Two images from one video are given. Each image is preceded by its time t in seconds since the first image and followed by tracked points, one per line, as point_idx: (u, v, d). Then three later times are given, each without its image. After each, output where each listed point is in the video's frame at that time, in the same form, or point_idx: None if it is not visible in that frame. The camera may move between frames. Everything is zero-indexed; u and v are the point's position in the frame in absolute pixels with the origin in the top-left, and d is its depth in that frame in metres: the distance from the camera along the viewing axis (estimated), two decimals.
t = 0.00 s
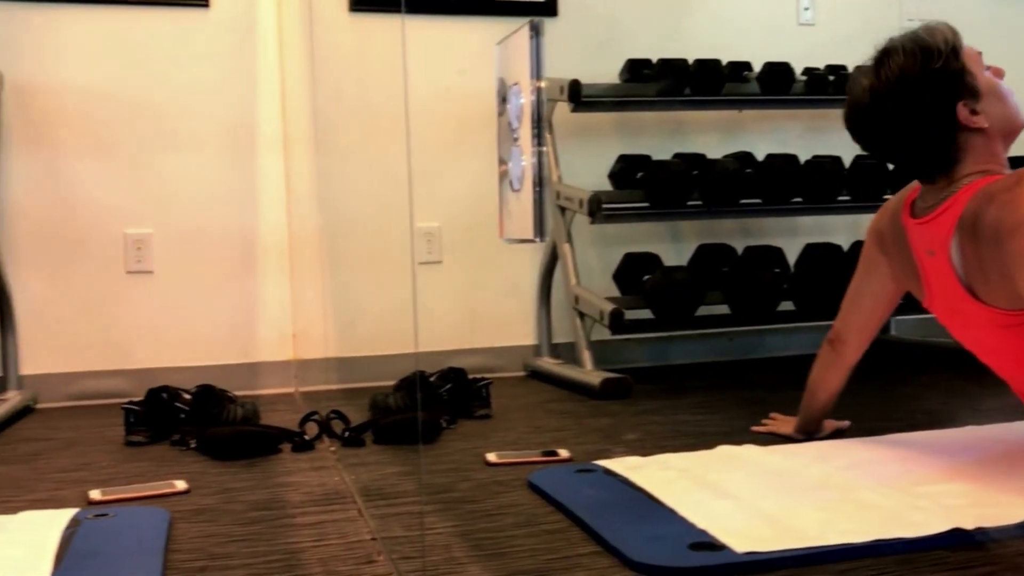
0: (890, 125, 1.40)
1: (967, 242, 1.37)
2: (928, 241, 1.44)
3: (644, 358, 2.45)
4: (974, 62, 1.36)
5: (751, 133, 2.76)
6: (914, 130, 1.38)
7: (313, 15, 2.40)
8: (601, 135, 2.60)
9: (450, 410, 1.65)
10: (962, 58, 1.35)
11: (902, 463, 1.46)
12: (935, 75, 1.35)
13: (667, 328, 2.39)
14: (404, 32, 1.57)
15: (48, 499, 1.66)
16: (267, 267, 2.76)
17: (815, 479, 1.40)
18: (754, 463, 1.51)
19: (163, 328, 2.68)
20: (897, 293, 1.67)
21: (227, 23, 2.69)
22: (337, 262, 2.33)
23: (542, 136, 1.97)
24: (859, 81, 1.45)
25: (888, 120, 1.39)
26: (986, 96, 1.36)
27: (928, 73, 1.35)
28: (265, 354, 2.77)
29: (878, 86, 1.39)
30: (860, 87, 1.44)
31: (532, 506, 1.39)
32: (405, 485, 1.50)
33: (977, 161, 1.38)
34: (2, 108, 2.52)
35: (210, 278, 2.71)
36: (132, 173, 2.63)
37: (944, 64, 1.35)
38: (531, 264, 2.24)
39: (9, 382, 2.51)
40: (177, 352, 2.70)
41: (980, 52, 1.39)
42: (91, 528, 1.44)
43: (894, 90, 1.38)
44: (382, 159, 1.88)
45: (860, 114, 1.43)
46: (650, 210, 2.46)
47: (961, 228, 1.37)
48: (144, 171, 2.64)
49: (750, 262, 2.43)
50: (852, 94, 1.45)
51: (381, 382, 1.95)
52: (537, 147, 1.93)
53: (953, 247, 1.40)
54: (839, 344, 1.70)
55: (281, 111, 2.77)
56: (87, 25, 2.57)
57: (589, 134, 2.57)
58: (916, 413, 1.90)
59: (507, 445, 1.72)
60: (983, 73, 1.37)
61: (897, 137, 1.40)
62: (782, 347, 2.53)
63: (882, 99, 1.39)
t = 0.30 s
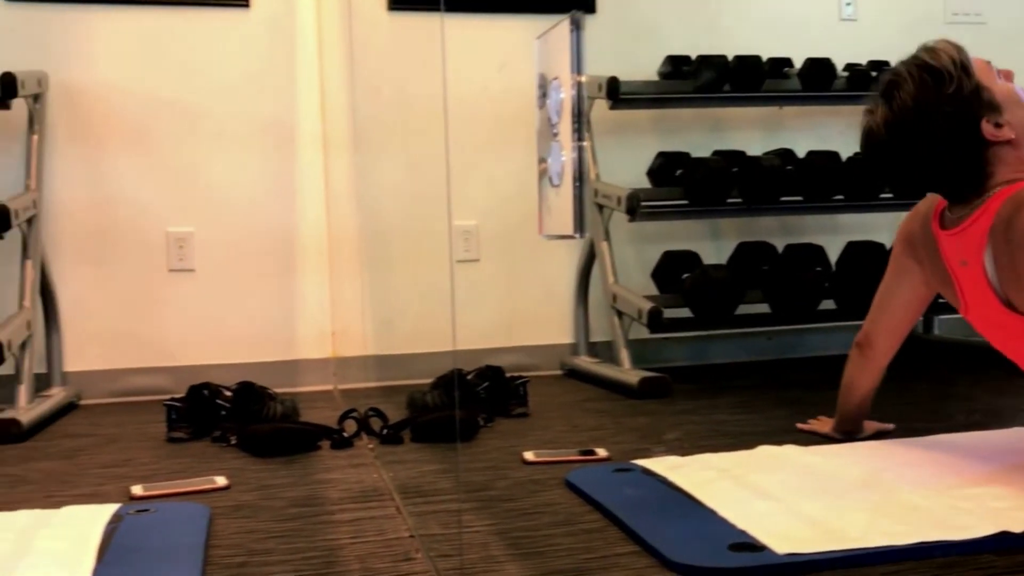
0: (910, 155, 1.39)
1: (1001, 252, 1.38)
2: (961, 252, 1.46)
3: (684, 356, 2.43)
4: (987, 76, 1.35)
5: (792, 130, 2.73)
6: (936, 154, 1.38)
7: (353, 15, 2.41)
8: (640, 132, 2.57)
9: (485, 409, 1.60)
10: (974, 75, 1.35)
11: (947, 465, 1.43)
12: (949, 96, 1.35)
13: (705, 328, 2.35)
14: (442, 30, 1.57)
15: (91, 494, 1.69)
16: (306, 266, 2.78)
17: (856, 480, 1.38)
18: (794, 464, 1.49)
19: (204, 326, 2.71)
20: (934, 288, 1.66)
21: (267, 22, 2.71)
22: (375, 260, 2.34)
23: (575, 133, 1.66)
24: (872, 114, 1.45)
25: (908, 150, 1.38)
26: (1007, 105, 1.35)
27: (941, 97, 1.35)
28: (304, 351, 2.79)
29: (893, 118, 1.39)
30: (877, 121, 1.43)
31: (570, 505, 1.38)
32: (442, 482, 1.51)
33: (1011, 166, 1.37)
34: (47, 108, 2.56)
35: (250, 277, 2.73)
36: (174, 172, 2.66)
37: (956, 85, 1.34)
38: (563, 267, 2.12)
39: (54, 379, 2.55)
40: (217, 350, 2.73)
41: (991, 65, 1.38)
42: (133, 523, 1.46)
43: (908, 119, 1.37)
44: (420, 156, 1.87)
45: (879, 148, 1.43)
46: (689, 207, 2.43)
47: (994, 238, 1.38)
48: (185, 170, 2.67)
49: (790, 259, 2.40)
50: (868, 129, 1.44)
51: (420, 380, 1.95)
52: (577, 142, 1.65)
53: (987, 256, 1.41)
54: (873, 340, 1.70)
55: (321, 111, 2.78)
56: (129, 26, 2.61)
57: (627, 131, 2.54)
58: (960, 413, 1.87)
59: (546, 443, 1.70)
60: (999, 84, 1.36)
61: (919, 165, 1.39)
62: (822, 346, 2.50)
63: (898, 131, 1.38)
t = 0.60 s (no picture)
0: (913, 210, 1.36)
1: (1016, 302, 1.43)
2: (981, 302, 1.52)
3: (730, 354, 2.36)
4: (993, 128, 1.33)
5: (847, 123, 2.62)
6: (939, 208, 1.35)
7: (397, 11, 2.40)
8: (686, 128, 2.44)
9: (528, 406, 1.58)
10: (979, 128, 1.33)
11: (1001, 466, 1.40)
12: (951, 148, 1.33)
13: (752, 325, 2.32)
14: (487, 25, 1.55)
15: (139, 488, 1.71)
16: (350, 262, 2.79)
17: (907, 481, 1.35)
18: (841, 462, 1.46)
19: (248, 322, 2.74)
20: (975, 338, 1.78)
21: (312, 20, 2.72)
22: (418, 258, 2.34)
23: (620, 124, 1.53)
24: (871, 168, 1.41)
25: (911, 206, 1.35)
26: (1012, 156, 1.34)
27: (944, 151, 1.33)
28: (348, 348, 2.81)
29: (892, 172, 1.36)
30: (875, 174, 1.40)
31: (613, 503, 1.37)
32: (485, 479, 1.50)
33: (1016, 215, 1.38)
34: (94, 107, 2.60)
35: (295, 273, 2.75)
36: (220, 170, 2.69)
37: (956, 139, 1.33)
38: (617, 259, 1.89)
39: (102, 374, 2.58)
40: (262, 346, 2.75)
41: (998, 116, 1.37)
42: (180, 516, 1.47)
43: (910, 172, 1.34)
44: (462, 154, 1.87)
45: (880, 203, 1.39)
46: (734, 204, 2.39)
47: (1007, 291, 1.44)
48: (230, 168, 2.69)
49: (834, 255, 2.16)
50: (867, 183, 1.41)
51: (462, 377, 1.94)
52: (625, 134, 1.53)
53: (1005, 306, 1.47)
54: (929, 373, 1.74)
55: (365, 108, 2.78)
56: (174, 26, 2.63)
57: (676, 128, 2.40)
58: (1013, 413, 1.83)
59: (591, 443, 1.56)
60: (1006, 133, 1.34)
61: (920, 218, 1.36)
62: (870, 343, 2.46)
63: (900, 185, 1.35)
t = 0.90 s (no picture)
0: (861, 371, 1.22)
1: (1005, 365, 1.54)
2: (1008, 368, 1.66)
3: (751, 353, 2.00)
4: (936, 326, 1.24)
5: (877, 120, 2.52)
6: (892, 368, 1.22)
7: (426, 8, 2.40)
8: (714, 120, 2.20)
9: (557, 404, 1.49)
10: (905, 288, 1.24)
11: None
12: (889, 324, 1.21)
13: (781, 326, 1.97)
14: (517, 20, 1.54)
15: (171, 482, 1.72)
16: (378, 259, 2.80)
17: (939, 480, 1.33)
18: (873, 461, 1.45)
19: (278, 320, 2.75)
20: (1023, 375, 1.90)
21: (342, 18, 2.73)
22: (447, 255, 2.34)
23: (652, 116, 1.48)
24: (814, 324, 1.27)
25: (857, 365, 1.21)
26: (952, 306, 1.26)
27: (878, 310, 1.21)
28: (377, 345, 2.82)
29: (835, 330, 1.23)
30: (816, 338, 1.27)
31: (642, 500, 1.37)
32: (513, 475, 1.50)
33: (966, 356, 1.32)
34: (127, 106, 2.62)
35: (324, 270, 2.77)
36: (249, 167, 2.70)
37: (888, 300, 1.22)
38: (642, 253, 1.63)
39: (134, 370, 2.61)
40: (292, 342, 2.77)
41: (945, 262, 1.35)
42: (211, 510, 1.48)
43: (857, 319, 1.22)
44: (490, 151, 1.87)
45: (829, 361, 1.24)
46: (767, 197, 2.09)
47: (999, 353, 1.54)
48: (261, 165, 2.71)
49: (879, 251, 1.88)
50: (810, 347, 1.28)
51: (491, 373, 1.94)
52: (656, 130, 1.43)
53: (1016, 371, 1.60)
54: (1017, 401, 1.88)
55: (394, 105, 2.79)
56: (206, 25, 2.65)
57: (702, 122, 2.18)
58: None
59: (619, 441, 1.47)
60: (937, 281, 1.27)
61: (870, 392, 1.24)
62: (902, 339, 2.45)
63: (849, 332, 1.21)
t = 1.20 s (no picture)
0: (883, 468, 1.26)
1: None
2: None
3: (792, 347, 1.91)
4: (905, 401, 1.24)
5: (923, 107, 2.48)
6: (911, 452, 1.25)
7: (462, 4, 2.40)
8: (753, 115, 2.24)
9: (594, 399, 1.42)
10: (860, 381, 1.27)
11: None
12: (864, 425, 1.26)
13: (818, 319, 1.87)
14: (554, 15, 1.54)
15: (209, 475, 1.74)
16: (414, 256, 2.81)
17: (981, 479, 1.31)
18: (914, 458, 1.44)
19: (314, 315, 2.77)
20: None
21: (379, 15, 2.74)
22: (482, 250, 2.34)
23: (692, 111, 1.58)
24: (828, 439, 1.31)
25: (877, 467, 1.26)
26: (923, 374, 1.24)
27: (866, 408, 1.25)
28: (413, 340, 2.83)
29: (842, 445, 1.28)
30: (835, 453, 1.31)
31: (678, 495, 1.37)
32: (549, 470, 1.50)
33: (976, 398, 1.25)
34: (167, 103, 2.65)
35: (361, 265, 2.78)
36: (285, 164, 2.72)
37: (872, 397, 1.25)
38: (679, 247, 1.66)
39: (174, 364, 2.64)
40: (328, 336, 2.79)
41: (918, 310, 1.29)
42: (250, 503, 1.50)
43: (852, 431, 1.27)
44: (526, 147, 1.87)
45: (856, 476, 1.28)
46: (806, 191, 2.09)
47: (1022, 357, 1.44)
48: (298, 161, 2.73)
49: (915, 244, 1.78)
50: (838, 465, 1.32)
51: (525, 369, 1.94)
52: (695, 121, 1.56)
53: None
54: None
55: (429, 100, 2.79)
56: (245, 23, 2.68)
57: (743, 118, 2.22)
58: None
59: (653, 437, 1.44)
60: (899, 357, 1.25)
61: (896, 476, 1.26)
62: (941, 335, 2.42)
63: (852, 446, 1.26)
